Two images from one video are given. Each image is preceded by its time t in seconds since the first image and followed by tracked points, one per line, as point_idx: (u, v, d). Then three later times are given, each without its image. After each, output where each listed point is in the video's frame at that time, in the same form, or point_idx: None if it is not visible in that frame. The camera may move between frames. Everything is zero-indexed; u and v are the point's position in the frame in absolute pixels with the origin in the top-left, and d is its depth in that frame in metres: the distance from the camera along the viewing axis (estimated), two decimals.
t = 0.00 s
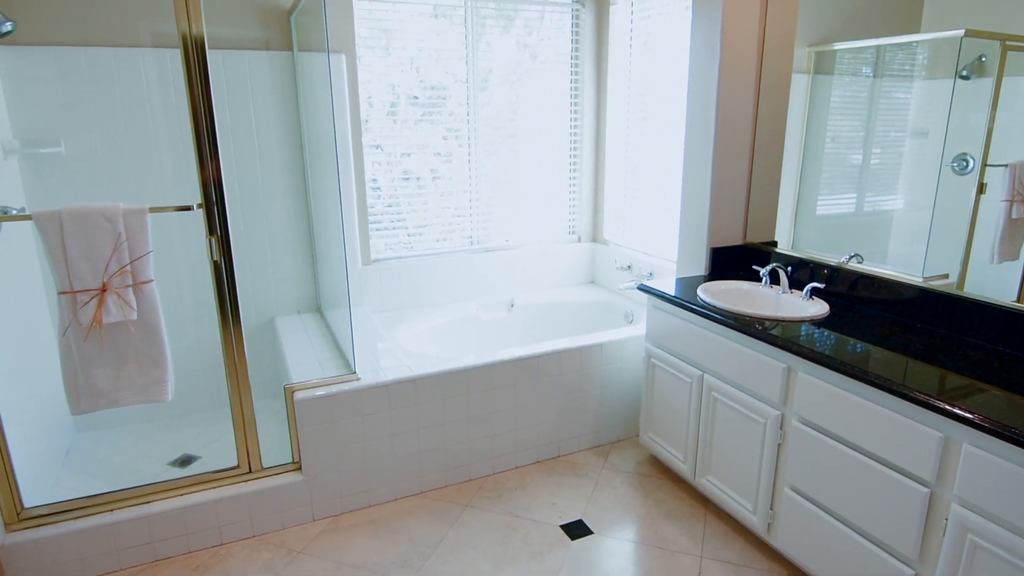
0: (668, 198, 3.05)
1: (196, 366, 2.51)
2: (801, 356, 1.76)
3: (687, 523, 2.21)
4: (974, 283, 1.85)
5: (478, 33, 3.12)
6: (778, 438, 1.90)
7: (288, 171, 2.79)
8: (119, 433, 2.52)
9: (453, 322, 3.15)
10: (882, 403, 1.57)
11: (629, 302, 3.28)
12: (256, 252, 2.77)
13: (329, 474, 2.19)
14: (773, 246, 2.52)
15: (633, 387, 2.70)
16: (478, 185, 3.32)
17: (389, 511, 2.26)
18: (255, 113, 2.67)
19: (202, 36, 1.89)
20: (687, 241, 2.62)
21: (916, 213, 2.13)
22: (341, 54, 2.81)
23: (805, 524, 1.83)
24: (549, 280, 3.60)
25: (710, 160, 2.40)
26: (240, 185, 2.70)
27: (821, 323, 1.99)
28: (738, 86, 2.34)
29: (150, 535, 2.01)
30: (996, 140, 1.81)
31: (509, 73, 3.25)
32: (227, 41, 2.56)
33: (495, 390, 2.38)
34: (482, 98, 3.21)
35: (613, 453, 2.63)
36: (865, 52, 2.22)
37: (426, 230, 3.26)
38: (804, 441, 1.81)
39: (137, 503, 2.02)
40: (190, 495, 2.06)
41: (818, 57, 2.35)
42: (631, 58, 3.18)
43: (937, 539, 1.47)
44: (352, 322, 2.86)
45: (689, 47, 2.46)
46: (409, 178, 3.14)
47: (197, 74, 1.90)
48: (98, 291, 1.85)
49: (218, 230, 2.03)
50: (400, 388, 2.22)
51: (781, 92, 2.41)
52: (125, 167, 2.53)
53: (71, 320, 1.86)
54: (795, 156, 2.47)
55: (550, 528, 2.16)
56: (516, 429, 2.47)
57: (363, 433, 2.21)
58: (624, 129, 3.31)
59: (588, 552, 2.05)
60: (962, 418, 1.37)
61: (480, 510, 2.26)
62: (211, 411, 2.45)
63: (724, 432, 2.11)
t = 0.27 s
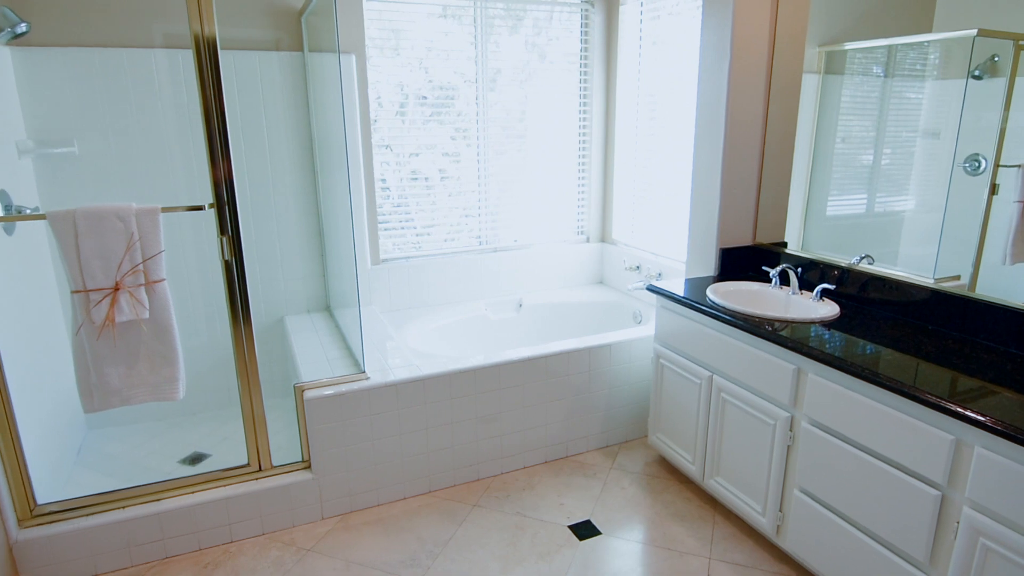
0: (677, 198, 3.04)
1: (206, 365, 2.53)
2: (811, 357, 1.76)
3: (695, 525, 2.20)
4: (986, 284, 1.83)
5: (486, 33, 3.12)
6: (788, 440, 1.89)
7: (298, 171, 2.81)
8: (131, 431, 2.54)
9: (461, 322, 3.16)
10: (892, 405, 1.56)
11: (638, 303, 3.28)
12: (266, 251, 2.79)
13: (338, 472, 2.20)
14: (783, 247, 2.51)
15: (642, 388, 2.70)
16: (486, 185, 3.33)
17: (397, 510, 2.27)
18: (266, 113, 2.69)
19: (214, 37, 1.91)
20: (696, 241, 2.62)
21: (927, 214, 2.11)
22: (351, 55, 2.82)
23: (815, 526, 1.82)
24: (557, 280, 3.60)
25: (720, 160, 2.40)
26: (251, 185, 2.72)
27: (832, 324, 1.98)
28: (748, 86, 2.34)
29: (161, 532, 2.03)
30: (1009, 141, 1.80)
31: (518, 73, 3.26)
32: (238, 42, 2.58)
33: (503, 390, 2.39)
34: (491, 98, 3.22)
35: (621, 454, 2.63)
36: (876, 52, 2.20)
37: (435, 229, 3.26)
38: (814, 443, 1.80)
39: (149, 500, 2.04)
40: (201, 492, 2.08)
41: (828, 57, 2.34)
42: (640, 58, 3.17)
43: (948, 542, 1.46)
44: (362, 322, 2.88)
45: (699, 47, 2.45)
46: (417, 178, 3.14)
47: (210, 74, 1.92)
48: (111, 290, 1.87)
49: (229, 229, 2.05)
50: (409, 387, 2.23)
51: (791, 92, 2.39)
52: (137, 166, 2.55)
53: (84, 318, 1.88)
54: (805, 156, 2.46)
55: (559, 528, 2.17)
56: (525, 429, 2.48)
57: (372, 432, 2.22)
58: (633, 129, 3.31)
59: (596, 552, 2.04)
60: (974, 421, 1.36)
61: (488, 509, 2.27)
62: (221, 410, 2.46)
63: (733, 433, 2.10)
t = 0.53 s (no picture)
0: (685, 199, 3.04)
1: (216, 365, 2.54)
2: (820, 359, 1.75)
3: (703, 526, 2.20)
4: (996, 286, 1.82)
5: (494, 33, 3.12)
6: (797, 442, 1.89)
7: (307, 171, 2.82)
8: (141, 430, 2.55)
9: (469, 322, 3.16)
10: (902, 406, 1.55)
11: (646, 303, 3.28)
12: (274, 251, 2.80)
13: (346, 471, 2.21)
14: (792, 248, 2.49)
15: (650, 388, 2.69)
16: (494, 185, 3.33)
17: (405, 510, 2.28)
18: (274, 114, 2.70)
19: (225, 37, 1.92)
20: (705, 242, 2.61)
21: (937, 216, 2.10)
22: (360, 55, 2.83)
23: (823, 528, 1.82)
24: (564, 280, 3.60)
25: (728, 161, 2.39)
26: (260, 185, 2.73)
27: (841, 326, 1.97)
28: (757, 86, 2.33)
29: (171, 530, 2.04)
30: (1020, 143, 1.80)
31: (526, 73, 3.26)
32: (248, 42, 2.59)
33: (511, 390, 2.39)
34: (499, 98, 3.22)
35: (629, 455, 2.63)
36: (886, 52, 2.19)
37: (442, 229, 3.27)
38: (823, 444, 1.79)
39: (158, 498, 2.05)
40: (210, 491, 2.09)
41: (838, 57, 2.33)
42: (649, 58, 3.17)
43: (959, 545, 1.45)
44: (370, 322, 2.89)
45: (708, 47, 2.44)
46: (424, 178, 3.15)
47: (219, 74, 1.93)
48: (122, 290, 1.88)
49: (238, 229, 2.06)
50: (416, 387, 2.24)
51: (801, 93, 2.38)
52: (147, 166, 2.56)
53: (95, 317, 1.89)
54: (815, 156, 2.45)
55: (566, 528, 2.17)
56: (532, 430, 2.48)
57: (380, 432, 2.22)
58: (641, 129, 3.30)
59: (603, 553, 2.04)
60: (985, 423, 1.35)
61: (495, 509, 2.27)
62: (230, 409, 2.47)
63: (742, 434, 2.10)
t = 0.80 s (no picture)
0: (692, 199, 3.03)
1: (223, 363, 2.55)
2: (827, 360, 1.74)
3: (709, 527, 2.19)
4: (1006, 287, 1.81)
5: (501, 33, 3.12)
6: (804, 443, 1.88)
7: (314, 171, 2.83)
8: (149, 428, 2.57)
9: (475, 321, 3.17)
10: (910, 408, 1.55)
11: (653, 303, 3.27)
12: (282, 251, 2.81)
13: (352, 471, 2.22)
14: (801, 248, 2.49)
15: (656, 389, 2.69)
16: (500, 184, 3.33)
17: (411, 509, 2.28)
18: (282, 113, 2.71)
19: (233, 38, 1.92)
20: (712, 242, 2.60)
21: (946, 216, 2.09)
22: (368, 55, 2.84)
23: (831, 530, 1.81)
24: (570, 280, 3.60)
25: (736, 161, 2.39)
26: (268, 185, 2.74)
27: (849, 327, 1.96)
28: (765, 86, 2.32)
29: (179, 528, 2.05)
30: None
31: (532, 73, 3.26)
32: (256, 42, 2.60)
33: (517, 390, 2.39)
34: (505, 98, 3.22)
35: (635, 456, 2.62)
36: (895, 52, 2.18)
37: (448, 229, 3.27)
38: (831, 446, 1.79)
39: (166, 496, 2.06)
40: (217, 489, 2.10)
41: (846, 57, 2.32)
42: (656, 58, 3.16)
43: (967, 548, 1.44)
44: (378, 321, 2.90)
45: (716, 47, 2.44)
46: (431, 178, 3.15)
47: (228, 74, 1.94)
48: (131, 288, 1.89)
49: (246, 229, 2.06)
50: (422, 387, 2.24)
51: (810, 92, 2.38)
52: (156, 166, 2.58)
53: (105, 316, 1.90)
54: (823, 155, 2.43)
55: (572, 529, 2.17)
56: (538, 430, 2.48)
57: (387, 431, 2.23)
58: (648, 129, 3.30)
59: (609, 553, 2.04)
60: (994, 425, 1.34)
61: (501, 509, 2.27)
62: (238, 408, 2.48)
63: (749, 436, 2.09)
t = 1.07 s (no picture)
0: (699, 199, 3.03)
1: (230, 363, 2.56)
2: (835, 362, 1.74)
3: (716, 528, 2.19)
4: (1015, 289, 1.80)
5: (508, 33, 3.12)
6: (811, 445, 1.87)
7: (321, 171, 2.83)
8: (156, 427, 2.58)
9: (481, 321, 3.17)
10: (918, 410, 1.54)
11: (659, 304, 3.27)
12: (289, 250, 2.82)
13: (359, 470, 2.22)
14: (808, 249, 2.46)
15: (662, 390, 2.69)
16: (507, 185, 3.33)
17: (417, 509, 2.29)
18: (289, 114, 2.72)
19: (242, 39, 1.93)
20: (719, 243, 2.60)
21: (954, 216, 2.10)
22: (374, 56, 2.84)
23: (838, 532, 1.80)
24: (576, 281, 3.60)
25: (743, 161, 2.38)
26: (275, 185, 2.75)
27: (857, 329, 1.95)
28: (773, 86, 2.31)
29: (186, 526, 2.06)
30: None
31: (539, 73, 3.26)
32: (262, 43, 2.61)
33: (523, 390, 2.39)
34: (512, 98, 3.22)
35: (641, 456, 2.62)
36: (903, 52, 2.18)
37: (454, 229, 3.27)
38: (838, 448, 1.78)
39: (174, 495, 2.07)
40: (224, 488, 2.11)
41: (854, 57, 2.30)
42: (663, 58, 3.16)
43: (976, 551, 1.44)
44: (385, 321, 2.91)
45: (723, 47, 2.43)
46: (437, 178, 3.16)
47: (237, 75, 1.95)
48: (139, 288, 1.90)
49: (254, 229, 2.07)
50: (428, 387, 2.24)
51: (818, 92, 2.36)
52: (164, 166, 2.59)
53: (114, 315, 1.91)
54: (830, 155, 2.42)
55: (578, 529, 2.17)
56: (544, 430, 2.48)
57: (393, 431, 2.23)
58: (655, 129, 3.30)
59: (615, 554, 2.04)
60: (1003, 428, 1.34)
61: (507, 509, 2.27)
62: (244, 408, 2.49)
63: (755, 437, 2.09)
